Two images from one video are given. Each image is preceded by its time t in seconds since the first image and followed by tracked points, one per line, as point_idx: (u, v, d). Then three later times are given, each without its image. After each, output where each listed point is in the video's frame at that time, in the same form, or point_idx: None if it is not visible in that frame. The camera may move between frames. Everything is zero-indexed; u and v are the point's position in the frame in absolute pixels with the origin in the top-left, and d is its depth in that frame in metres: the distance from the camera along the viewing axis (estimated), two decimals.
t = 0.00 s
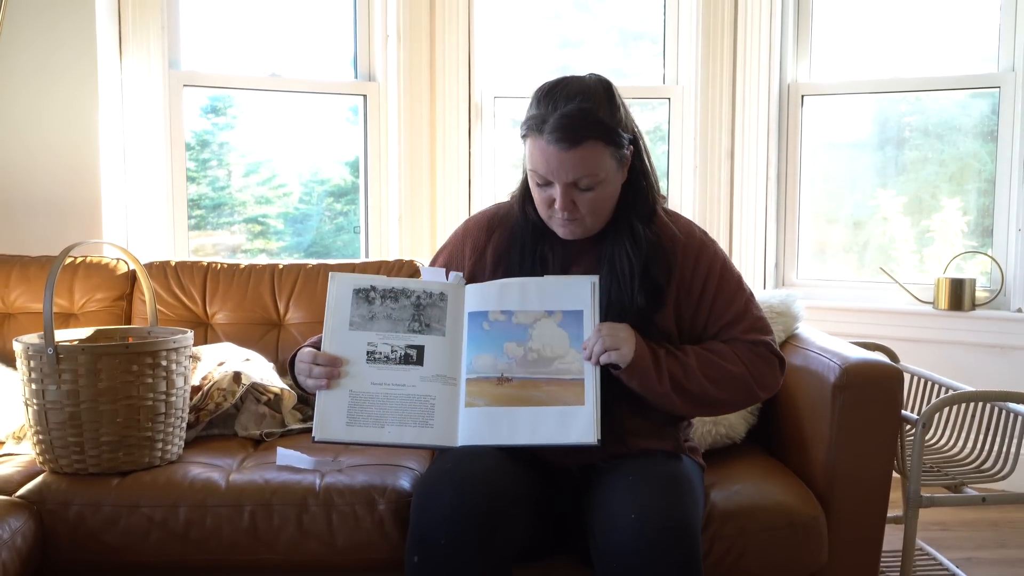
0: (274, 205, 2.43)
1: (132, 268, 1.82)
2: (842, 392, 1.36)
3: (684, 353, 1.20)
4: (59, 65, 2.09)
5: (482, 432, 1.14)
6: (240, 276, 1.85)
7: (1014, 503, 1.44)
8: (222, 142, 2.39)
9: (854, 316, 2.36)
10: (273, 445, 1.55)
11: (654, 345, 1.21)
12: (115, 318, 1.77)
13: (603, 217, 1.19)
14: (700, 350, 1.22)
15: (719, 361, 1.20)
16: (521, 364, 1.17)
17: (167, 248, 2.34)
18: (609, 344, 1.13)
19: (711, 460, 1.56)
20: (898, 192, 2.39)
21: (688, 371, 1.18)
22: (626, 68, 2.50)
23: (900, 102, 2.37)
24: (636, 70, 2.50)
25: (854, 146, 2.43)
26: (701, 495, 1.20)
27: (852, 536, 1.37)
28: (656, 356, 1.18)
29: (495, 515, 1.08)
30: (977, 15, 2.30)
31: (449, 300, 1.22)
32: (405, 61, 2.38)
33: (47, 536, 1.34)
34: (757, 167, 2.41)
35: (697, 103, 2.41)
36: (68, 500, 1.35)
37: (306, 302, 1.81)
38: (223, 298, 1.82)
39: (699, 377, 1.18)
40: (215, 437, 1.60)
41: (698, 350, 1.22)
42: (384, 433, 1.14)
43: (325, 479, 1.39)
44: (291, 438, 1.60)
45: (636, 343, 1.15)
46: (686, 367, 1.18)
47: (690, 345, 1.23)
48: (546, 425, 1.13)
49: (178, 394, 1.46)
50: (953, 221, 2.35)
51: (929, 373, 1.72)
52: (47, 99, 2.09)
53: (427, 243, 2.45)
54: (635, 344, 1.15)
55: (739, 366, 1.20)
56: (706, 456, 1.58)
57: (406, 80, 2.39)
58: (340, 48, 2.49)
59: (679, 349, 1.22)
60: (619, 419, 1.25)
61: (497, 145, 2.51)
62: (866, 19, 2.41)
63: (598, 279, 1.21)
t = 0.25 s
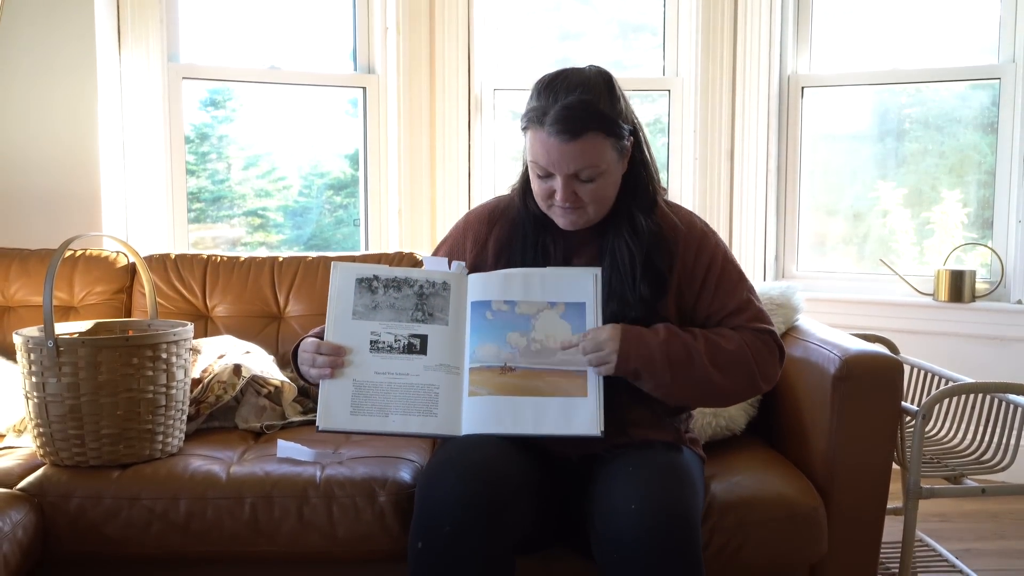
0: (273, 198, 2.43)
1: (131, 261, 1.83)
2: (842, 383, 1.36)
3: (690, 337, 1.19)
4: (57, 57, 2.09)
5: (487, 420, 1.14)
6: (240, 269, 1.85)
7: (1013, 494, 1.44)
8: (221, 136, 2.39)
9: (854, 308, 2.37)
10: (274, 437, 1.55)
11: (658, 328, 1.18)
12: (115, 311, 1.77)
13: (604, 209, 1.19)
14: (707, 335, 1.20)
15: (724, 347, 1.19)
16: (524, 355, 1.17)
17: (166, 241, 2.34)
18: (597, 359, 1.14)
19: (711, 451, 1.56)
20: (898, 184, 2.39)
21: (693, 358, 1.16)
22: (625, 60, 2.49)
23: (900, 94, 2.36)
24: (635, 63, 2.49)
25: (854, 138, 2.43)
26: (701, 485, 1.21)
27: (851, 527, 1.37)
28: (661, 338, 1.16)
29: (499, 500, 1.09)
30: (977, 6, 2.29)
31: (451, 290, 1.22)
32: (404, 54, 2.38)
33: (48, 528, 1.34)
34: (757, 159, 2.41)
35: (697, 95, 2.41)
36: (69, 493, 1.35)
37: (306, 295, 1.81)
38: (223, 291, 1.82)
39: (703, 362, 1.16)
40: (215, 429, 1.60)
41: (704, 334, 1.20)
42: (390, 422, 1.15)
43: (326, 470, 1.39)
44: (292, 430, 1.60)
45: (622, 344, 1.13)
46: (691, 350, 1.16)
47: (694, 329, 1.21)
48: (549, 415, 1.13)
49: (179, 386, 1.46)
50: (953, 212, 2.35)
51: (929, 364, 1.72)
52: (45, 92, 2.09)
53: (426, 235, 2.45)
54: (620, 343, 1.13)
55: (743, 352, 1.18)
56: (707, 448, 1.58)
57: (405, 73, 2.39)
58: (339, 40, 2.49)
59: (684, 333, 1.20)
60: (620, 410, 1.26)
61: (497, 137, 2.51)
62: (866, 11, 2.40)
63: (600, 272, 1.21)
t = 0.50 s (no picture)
0: (271, 186, 2.40)
1: (127, 251, 1.80)
2: (851, 372, 1.33)
3: (693, 318, 1.14)
4: (51, 43, 2.06)
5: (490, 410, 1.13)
6: (237, 258, 1.82)
7: None
8: (217, 123, 2.36)
9: (861, 295, 2.34)
10: (272, 429, 1.53)
11: (657, 308, 1.13)
12: (110, 302, 1.75)
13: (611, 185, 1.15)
14: (711, 318, 1.15)
15: (729, 330, 1.14)
16: (529, 342, 1.14)
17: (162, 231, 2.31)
18: (597, 348, 1.11)
19: (717, 442, 1.54)
20: (907, 169, 2.35)
21: (697, 339, 1.11)
22: (629, 45, 2.46)
23: (909, 78, 2.33)
24: (638, 47, 2.46)
25: (862, 123, 2.39)
26: (706, 477, 1.18)
27: (858, 518, 1.35)
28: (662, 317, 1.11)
29: (502, 489, 1.06)
30: None
31: (456, 276, 1.19)
32: (405, 39, 2.34)
33: (43, 522, 1.32)
34: (763, 144, 2.37)
35: (702, 80, 2.37)
36: (64, 486, 1.33)
37: (304, 285, 1.78)
38: (220, 281, 1.79)
39: (705, 345, 1.11)
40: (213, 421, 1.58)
41: (708, 317, 1.15)
42: (392, 411, 1.13)
43: (325, 463, 1.37)
44: (290, 422, 1.58)
45: (617, 326, 1.10)
46: (693, 331, 1.11)
47: (698, 313, 1.17)
48: (554, 402, 1.11)
49: (176, 378, 1.44)
50: (963, 198, 2.31)
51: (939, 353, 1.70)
52: (38, 80, 2.06)
53: (427, 223, 2.42)
54: (615, 326, 1.10)
55: (746, 338, 1.14)
56: (712, 438, 1.56)
57: (405, 58, 2.35)
58: (338, 26, 2.45)
59: (687, 314, 1.15)
60: (624, 400, 1.23)
61: (499, 124, 2.48)
62: None
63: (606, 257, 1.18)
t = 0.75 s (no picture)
0: (266, 177, 2.40)
1: (121, 242, 1.80)
2: (845, 363, 1.33)
3: (687, 314, 1.14)
4: (43, 34, 2.05)
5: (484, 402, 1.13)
6: (232, 249, 1.82)
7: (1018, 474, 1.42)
8: (212, 114, 2.36)
9: (856, 286, 2.34)
10: (267, 420, 1.53)
11: (652, 301, 1.14)
12: (105, 293, 1.74)
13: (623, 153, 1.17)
14: (703, 315, 1.16)
15: (722, 329, 1.15)
16: (523, 334, 1.14)
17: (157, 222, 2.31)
18: (591, 342, 1.11)
19: (711, 433, 1.54)
20: (902, 160, 2.36)
21: (690, 336, 1.12)
22: (624, 36, 2.46)
23: (904, 69, 2.33)
24: (633, 38, 2.46)
25: (857, 114, 2.40)
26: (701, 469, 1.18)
27: (853, 508, 1.35)
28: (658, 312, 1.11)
29: (496, 481, 1.06)
30: None
31: (451, 269, 1.20)
32: (399, 29, 2.34)
33: (38, 514, 1.32)
34: (758, 135, 2.37)
35: (697, 70, 2.37)
36: (59, 478, 1.32)
37: (299, 276, 1.78)
38: (213, 274, 1.79)
39: (697, 343, 1.12)
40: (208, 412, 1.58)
41: (701, 314, 1.16)
42: (386, 403, 1.13)
43: (320, 454, 1.37)
44: (286, 413, 1.58)
45: (612, 319, 1.10)
46: (687, 329, 1.12)
47: (692, 309, 1.17)
48: (548, 397, 1.11)
49: (171, 369, 1.44)
50: (958, 188, 2.31)
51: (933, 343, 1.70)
52: (30, 70, 2.05)
53: (422, 214, 2.41)
54: (611, 319, 1.10)
55: (736, 338, 1.15)
56: (707, 429, 1.56)
57: (399, 49, 2.35)
58: (332, 16, 2.45)
59: (682, 310, 1.15)
60: (620, 392, 1.24)
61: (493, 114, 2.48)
62: None
63: (601, 249, 1.18)
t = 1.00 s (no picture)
0: (265, 155, 2.40)
1: (120, 219, 1.79)
2: (844, 339, 1.33)
3: (689, 291, 1.14)
4: (40, 9, 2.03)
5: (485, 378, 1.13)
6: (231, 226, 1.82)
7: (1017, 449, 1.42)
8: (210, 91, 2.35)
9: (854, 264, 2.35)
10: (268, 397, 1.53)
11: (654, 277, 1.13)
12: (104, 270, 1.75)
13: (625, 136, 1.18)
14: (705, 293, 1.16)
15: (724, 306, 1.15)
16: (525, 311, 1.14)
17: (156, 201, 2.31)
18: (594, 321, 1.10)
19: (711, 408, 1.54)
20: (902, 138, 2.35)
21: (693, 313, 1.11)
22: (623, 12, 2.45)
23: (905, 46, 2.32)
24: (633, 15, 2.45)
25: (857, 91, 2.39)
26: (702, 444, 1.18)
27: (852, 483, 1.35)
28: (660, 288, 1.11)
29: (495, 455, 1.07)
30: None
31: (454, 244, 1.19)
32: (399, 6, 2.33)
33: (39, 488, 1.32)
34: (758, 111, 2.37)
35: (697, 47, 2.36)
36: (60, 452, 1.33)
37: (299, 253, 1.78)
38: (213, 249, 1.79)
39: (699, 321, 1.11)
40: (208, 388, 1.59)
41: (703, 292, 1.16)
42: (387, 377, 1.13)
43: (321, 429, 1.37)
44: (286, 389, 1.58)
45: (615, 299, 1.09)
46: (689, 306, 1.11)
47: (694, 287, 1.17)
48: (548, 372, 1.11)
49: (171, 345, 1.44)
50: (958, 166, 2.31)
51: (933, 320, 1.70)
52: (28, 46, 2.04)
53: (421, 192, 2.41)
54: (614, 300, 1.09)
55: (737, 316, 1.15)
56: (706, 404, 1.57)
57: (398, 25, 2.34)
58: None
59: (684, 287, 1.15)
60: (620, 366, 1.23)
61: (493, 92, 2.48)
62: None
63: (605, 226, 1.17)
